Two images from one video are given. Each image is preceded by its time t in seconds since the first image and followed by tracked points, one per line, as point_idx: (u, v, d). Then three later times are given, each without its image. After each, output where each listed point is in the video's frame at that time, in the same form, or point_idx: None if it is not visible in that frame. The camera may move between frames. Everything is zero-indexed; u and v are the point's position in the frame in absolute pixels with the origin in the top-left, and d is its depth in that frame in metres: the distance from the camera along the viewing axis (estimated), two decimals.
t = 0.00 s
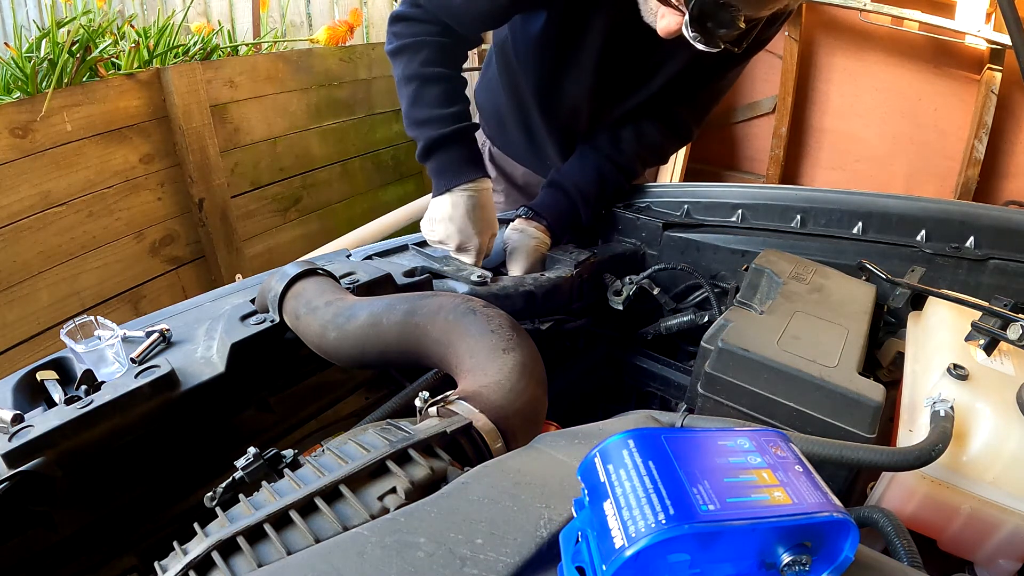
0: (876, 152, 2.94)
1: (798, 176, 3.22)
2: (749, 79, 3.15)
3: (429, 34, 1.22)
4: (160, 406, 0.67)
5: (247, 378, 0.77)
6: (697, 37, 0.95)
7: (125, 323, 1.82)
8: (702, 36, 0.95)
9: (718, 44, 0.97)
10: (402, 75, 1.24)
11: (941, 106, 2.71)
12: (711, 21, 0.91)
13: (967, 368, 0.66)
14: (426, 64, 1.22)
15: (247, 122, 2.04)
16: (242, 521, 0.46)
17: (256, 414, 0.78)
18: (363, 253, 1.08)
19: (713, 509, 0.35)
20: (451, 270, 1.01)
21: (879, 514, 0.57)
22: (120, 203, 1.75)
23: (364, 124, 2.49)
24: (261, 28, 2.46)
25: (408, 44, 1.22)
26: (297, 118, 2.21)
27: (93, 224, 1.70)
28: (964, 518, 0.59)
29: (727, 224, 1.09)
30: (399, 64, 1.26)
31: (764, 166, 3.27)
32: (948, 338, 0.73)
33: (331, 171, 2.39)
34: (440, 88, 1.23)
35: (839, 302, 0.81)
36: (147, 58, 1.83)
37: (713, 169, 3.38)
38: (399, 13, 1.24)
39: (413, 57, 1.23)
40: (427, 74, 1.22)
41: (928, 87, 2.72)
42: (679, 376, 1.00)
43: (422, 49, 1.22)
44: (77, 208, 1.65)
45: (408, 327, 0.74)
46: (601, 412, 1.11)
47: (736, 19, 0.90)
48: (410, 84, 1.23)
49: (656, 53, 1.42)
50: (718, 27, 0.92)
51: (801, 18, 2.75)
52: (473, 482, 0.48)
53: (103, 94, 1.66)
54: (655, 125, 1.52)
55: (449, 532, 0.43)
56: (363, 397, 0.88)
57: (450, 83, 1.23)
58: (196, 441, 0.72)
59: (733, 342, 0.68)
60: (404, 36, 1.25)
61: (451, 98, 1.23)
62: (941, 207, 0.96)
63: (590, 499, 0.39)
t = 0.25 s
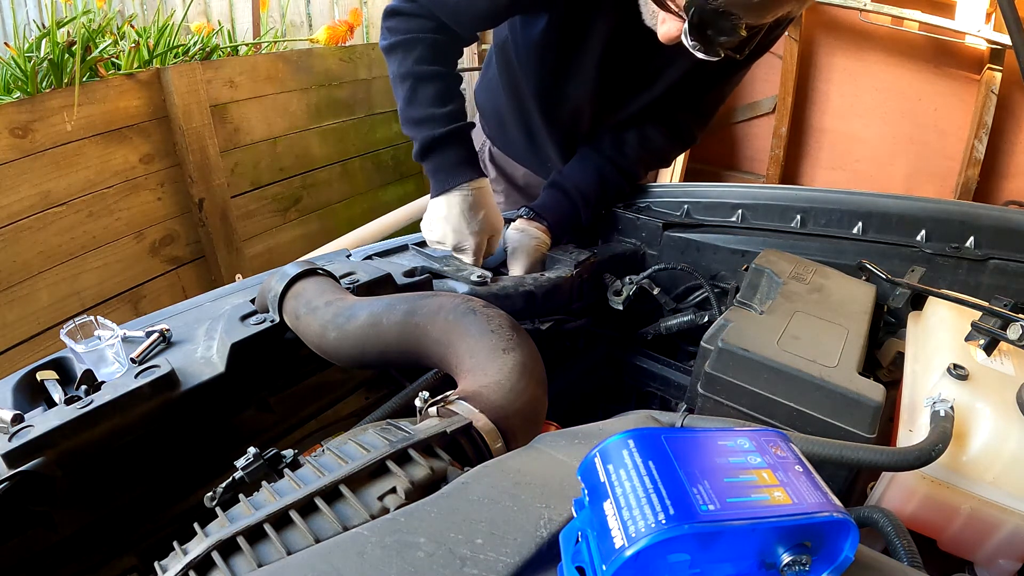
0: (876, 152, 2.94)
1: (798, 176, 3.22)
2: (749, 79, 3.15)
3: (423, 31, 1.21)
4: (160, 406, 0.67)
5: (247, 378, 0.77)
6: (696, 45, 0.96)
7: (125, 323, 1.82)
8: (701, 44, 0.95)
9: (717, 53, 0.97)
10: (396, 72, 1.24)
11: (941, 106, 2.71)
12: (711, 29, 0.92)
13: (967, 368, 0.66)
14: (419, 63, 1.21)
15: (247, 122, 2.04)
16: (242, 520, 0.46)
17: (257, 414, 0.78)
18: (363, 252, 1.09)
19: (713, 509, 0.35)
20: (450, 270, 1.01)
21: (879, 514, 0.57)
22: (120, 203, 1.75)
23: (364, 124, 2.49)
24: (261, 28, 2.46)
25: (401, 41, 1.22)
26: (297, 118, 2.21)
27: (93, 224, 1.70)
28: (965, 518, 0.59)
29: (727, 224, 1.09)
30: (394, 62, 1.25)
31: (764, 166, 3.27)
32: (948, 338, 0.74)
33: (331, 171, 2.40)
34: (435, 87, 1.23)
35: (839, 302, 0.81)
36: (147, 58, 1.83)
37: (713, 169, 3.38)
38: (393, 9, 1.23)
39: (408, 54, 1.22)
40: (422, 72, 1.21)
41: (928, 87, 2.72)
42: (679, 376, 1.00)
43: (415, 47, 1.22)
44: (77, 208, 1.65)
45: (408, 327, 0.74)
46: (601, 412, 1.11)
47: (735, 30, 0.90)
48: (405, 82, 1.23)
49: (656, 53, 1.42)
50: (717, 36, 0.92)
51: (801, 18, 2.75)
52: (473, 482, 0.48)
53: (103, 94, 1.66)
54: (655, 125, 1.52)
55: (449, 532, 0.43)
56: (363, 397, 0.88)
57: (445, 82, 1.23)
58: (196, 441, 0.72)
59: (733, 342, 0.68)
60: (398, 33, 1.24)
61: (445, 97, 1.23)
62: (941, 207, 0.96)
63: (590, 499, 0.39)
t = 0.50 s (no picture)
0: (876, 152, 2.94)
1: (798, 176, 3.22)
2: (749, 78, 3.15)
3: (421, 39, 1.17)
4: (159, 406, 0.67)
5: (248, 378, 0.77)
6: (695, 49, 0.95)
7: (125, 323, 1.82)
8: (701, 49, 0.95)
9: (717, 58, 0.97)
10: (397, 83, 1.20)
11: (941, 107, 2.71)
12: (710, 32, 0.91)
13: (967, 368, 0.66)
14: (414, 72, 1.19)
15: (247, 122, 2.04)
16: (243, 520, 0.46)
17: (257, 414, 0.78)
18: (363, 253, 1.09)
19: (713, 509, 0.35)
20: (450, 270, 1.01)
21: (879, 514, 0.57)
22: (120, 203, 1.76)
23: (364, 124, 2.49)
24: (261, 28, 2.46)
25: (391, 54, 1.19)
26: (297, 118, 2.21)
27: (93, 224, 1.70)
28: (965, 517, 0.59)
29: (727, 224, 1.09)
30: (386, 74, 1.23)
31: (764, 166, 3.27)
32: (948, 338, 0.73)
33: (331, 171, 2.40)
34: (441, 95, 1.20)
35: (839, 302, 0.81)
36: (147, 58, 1.83)
37: (713, 169, 3.38)
38: (383, 17, 1.18)
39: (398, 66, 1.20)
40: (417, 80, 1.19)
41: (928, 87, 2.72)
42: (679, 376, 1.00)
43: (417, 55, 1.17)
44: (77, 209, 1.65)
45: (408, 327, 0.74)
46: (601, 412, 1.11)
47: (735, 33, 0.90)
48: (408, 92, 1.20)
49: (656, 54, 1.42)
50: (718, 40, 0.92)
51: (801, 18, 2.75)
52: (473, 482, 0.48)
53: (102, 94, 1.66)
54: (656, 126, 1.52)
55: (449, 531, 0.43)
56: (363, 397, 0.88)
57: (448, 89, 1.21)
58: (196, 441, 0.72)
59: (734, 342, 0.68)
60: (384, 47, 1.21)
61: (453, 104, 1.21)
62: (941, 207, 0.96)
63: (590, 498, 0.39)
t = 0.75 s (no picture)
0: (876, 152, 2.94)
1: (798, 176, 3.22)
2: (749, 78, 3.15)
3: (422, 46, 1.17)
4: (159, 406, 0.67)
5: (248, 378, 0.77)
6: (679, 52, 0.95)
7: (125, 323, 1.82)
8: (687, 53, 0.96)
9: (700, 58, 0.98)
10: (398, 91, 1.20)
11: (941, 107, 2.71)
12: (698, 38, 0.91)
13: (967, 368, 0.66)
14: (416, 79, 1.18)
15: (247, 122, 2.04)
16: (243, 520, 0.46)
17: (257, 414, 0.78)
18: (363, 253, 1.09)
19: (713, 509, 0.35)
20: (450, 270, 1.01)
21: (879, 514, 0.57)
22: (120, 203, 1.76)
23: (364, 124, 2.49)
24: (261, 28, 2.46)
25: (393, 62, 1.18)
26: (297, 118, 2.21)
27: (93, 224, 1.70)
28: (965, 517, 0.59)
29: (727, 224, 1.09)
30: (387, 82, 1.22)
31: (764, 166, 3.27)
32: (948, 338, 0.73)
33: (331, 171, 2.40)
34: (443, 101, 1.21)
35: (840, 302, 0.81)
36: (147, 58, 1.83)
37: (713, 169, 3.38)
38: (383, 28, 1.18)
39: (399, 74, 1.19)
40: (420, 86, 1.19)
41: (928, 87, 2.72)
42: (679, 376, 1.00)
43: (418, 64, 1.17)
44: (77, 208, 1.65)
45: (408, 327, 0.74)
46: (601, 412, 1.11)
47: (721, 37, 0.90)
48: (410, 99, 1.20)
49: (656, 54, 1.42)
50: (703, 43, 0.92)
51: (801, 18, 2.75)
52: (473, 482, 0.48)
53: (102, 94, 1.66)
54: (656, 126, 1.52)
55: (449, 531, 0.43)
56: (363, 397, 0.88)
57: (450, 94, 1.21)
58: (196, 441, 0.72)
59: (734, 342, 0.68)
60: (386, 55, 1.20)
61: (455, 110, 1.22)
62: (941, 207, 0.96)
63: (590, 498, 0.39)
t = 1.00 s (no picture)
0: (876, 152, 2.94)
1: (798, 176, 3.22)
2: (749, 79, 3.15)
3: (434, 44, 1.15)
4: (159, 406, 0.67)
5: (248, 378, 0.77)
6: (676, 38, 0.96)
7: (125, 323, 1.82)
8: (684, 39, 0.95)
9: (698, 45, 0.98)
10: (410, 89, 1.18)
11: (941, 107, 2.71)
12: (695, 23, 0.92)
13: (967, 368, 0.66)
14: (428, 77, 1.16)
15: (247, 122, 2.04)
16: (242, 520, 0.46)
17: (257, 414, 0.78)
18: (363, 253, 1.09)
19: (713, 509, 0.35)
20: (450, 270, 1.01)
21: (879, 514, 0.57)
22: (120, 203, 1.75)
23: (364, 124, 2.49)
24: (261, 28, 2.46)
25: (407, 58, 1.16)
26: (297, 118, 2.21)
27: (93, 224, 1.70)
28: (965, 517, 0.59)
29: (727, 224, 1.09)
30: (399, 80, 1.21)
31: (764, 166, 3.27)
32: (948, 338, 0.73)
33: (331, 171, 2.39)
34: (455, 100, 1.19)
35: (840, 302, 0.81)
36: (146, 58, 1.83)
37: (713, 169, 3.38)
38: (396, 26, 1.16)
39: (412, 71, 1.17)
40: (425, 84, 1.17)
41: (928, 87, 2.72)
42: (679, 376, 0.99)
43: (430, 62, 1.16)
44: (77, 208, 1.65)
45: (408, 327, 0.74)
46: (601, 412, 1.11)
47: (719, 21, 0.90)
48: (420, 98, 1.18)
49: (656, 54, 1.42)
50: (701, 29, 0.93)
51: (801, 18, 2.75)
52: (473, 482, 0.48)
53: (103, 94, 1.66)
54: (656, 126, 1.52)
55: (449, 531, 0.43)
56: (363, 397, 0.88)
57: (463, 94, 1.19)
58: (196, 441, 0.72)
59: (734, 342, 0.68)
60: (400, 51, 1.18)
61: (466, 109, 1.20)
62: (941, 207, 0.96)
63: (590, 498, 0.39)
